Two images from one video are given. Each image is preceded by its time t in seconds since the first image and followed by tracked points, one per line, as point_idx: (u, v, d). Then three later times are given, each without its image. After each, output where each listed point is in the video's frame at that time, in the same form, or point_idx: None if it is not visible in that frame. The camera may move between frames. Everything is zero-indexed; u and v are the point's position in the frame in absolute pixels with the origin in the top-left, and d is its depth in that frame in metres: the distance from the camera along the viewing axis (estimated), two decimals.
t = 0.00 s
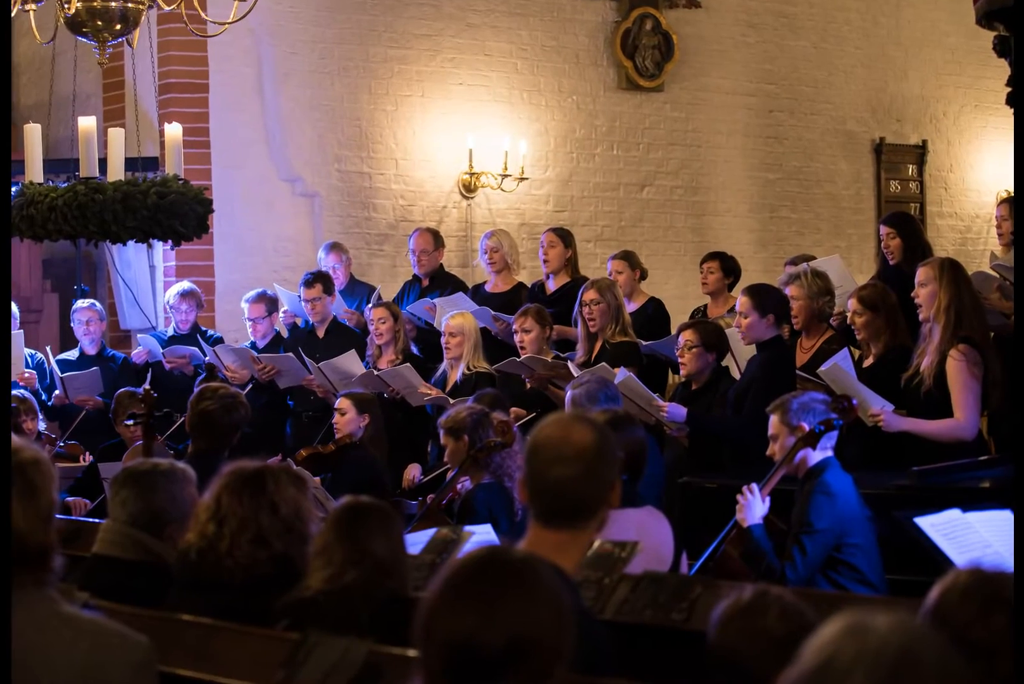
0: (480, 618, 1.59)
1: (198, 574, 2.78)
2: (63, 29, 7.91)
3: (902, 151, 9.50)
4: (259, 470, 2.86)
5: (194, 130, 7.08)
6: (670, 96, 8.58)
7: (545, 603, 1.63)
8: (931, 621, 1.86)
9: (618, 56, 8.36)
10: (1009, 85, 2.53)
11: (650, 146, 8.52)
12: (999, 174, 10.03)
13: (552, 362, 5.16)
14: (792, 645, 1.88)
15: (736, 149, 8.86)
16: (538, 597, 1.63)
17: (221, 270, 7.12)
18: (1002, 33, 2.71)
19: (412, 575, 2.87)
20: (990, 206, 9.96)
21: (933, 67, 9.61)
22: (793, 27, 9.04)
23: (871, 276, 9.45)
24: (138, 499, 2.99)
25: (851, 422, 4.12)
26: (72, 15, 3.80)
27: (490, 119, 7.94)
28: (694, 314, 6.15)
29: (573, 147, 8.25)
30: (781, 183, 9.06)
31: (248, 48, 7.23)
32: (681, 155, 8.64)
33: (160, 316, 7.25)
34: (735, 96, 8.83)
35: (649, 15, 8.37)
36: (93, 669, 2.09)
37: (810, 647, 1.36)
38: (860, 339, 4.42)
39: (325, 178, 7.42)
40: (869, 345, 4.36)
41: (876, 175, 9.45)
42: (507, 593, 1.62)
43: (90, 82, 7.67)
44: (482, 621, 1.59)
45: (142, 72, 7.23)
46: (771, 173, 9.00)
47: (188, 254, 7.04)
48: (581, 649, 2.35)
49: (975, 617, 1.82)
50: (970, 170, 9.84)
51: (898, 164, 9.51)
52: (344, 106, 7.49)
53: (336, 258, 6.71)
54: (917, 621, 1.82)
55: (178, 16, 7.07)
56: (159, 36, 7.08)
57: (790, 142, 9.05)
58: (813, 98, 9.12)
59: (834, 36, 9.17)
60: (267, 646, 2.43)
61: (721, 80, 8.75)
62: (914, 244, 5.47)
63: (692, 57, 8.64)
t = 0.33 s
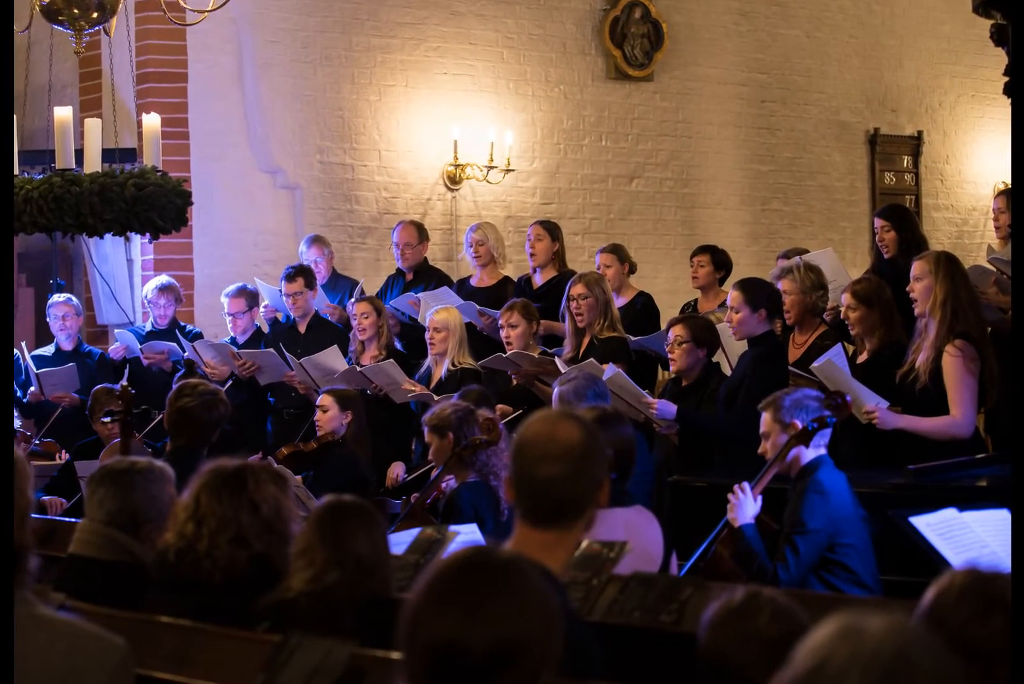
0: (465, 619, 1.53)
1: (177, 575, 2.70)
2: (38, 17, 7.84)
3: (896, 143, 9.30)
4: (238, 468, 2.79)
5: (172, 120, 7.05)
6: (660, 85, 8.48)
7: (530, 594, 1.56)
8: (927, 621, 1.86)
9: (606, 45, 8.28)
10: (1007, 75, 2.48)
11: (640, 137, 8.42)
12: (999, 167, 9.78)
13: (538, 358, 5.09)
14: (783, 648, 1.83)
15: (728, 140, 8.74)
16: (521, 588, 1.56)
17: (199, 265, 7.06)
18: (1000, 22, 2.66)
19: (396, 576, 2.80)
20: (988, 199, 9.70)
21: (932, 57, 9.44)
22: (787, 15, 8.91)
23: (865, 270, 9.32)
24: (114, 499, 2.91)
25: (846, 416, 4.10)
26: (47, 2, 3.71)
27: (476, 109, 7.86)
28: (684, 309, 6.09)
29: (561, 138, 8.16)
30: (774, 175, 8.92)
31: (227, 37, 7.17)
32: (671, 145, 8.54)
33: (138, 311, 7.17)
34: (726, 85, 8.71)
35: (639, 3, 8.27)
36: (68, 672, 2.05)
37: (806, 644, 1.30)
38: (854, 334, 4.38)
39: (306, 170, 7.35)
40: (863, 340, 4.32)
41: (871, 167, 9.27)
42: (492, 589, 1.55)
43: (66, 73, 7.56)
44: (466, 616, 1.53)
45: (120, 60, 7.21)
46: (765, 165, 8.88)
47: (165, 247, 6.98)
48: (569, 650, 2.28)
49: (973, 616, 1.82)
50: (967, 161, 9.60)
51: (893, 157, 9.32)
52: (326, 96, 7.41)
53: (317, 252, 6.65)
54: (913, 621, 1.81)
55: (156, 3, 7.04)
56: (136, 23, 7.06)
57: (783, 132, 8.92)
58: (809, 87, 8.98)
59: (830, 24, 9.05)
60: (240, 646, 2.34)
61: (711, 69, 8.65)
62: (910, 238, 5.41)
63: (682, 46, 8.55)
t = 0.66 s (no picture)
0: (446, 620, 1.51)
1: (151, 575, 2.62)
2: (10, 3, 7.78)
3: (889, 132, 9.18)
4: (215, 467, 2.70)
5: (145, 109, 6.98)
6: (647, 73, 8.38)
7: (516, 597, 1.55)
8: (922, 624, 1.84)
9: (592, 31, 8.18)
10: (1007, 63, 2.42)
11: (626, 126, 8.32)
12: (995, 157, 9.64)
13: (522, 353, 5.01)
14: (774, 654, 1.79)
15: (716, 130, 8.65)
16: (507, 590, 1.55)
17: (173, 258, 6.98)
18: (998, 9, 2.59)
19: (376, 577, 2.72)
20: (984, 190, 9.57)
21: (926, 44, 9.33)
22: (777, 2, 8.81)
23: (857, 261, 9.21)
24: (86, 498, 2.82)
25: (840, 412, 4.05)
26: None
27: (458, 97, 7.76)
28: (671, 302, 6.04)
29: (545, 127, 8.06)
30: (764, 165, 8.83)
31: (202, 24, 7.08)
32: (658, 135, 8.45)
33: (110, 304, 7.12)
34: (715, 73, 8.62)
35: None
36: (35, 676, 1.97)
37: (796, 647, 1.30)
38: (847, 329, 4.32)
39: (284, 160, 7.27)
40: (855, 336, 4.25)
41: (864, 155, 9.16)
42: (478, 589, 1.54)
43: (39, 61, 7.42)
44: (448, 615, 1.52)
45: (92, 47, 7.10)
46: (754, 155, 8.81)
47: (139, 239, 6.89)
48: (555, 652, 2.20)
49: (968, 620, 1.80)
50: (962, 151, 9.49)
51: (885, 145, 9.20)
52: (304, 84, 7.32)
53: (295, 244, 6.54)
54: (906, 623, 1.79)
55: None
56: (110, 9, 6.96)
57: (773, 120, 8.84)
58: (800, 73, 8.87)
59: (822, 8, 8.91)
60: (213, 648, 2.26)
61: (699, 56, 8.55)
62: (904, 228, 5.32)
63: (670, 33, 8.44)
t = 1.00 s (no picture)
0: (429, 623, 1.53)
1: (122, 576, 2.51)
2: None
3: (881, 121, 9.02)
4: (188, 465, 2.63)
5: (118, 97, 6.91)
6: (633, 59, 8.24)
7: (497, 598, 1.55)
8: (916, 626, 1.78)
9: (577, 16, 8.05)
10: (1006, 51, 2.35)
11: (612, 114, 8.18)
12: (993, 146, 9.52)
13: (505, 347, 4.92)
14: (764, 655, 1.76)
15: (705, 118, 8.50)
16: (489, 590, 1.55)
17: (146, 250, 6.93)
18: None
19: (355, 578, 2.64)
20: (980, 180, 9.45)
21: (920, 29, 9.20)
22: None
23: (849, 253, 9.06)
24: (55, 498, 2.74)
25: (832, 409, 4.00)
26: None
27: (439, 84, 7.63)
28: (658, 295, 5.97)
29: (529, 115, 7.92)
30: (753, 154, 8.66)
31: (176, 9, 7.00)
32: (644, 123, 8.30)
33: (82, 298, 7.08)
34: (703, 60, 8.48)
35: None
36: None
37: (787, 651, 1.32)
38: (839, 323, 4.26)
39: (260, 149, 7.17)
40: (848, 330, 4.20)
41: (856, 145, 8.99)
42: (455, 592, 1.54)
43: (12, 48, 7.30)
44: (429, 618, 1.53)
45: (63, 33, 7.03)
46: (744, 144, 8.64)
47: (110, 230, 6.85)
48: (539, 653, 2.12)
49: (963, 621, 1.75)
50: (958, 139, 9.36)
51: (879, 134, 9.05)
52: (280, 71, 7.22)
53: (271, 235, 6.48)
54: (900, 626, 1.74)
55: None
56: None
57: (764, 109, 8.67)
58: (790, 61, 8.74)
59: None
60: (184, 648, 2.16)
61: (687, 42, 8.42)
62: (897, 219, 5.22)
63: (656, 19, 8.29)
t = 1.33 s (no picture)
0: (408, 624, 1.47)
1: (92, 576, 2.41)
2: None
3: (874, 108, 8.85)
4: (159, 462, 2.55)
5: (87, 82, 6.93)
6: (619, 45, 8.08)
7: (478, 599, 1.48)
8: (909, 628, 1.72)
9: None
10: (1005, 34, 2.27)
11: (597, 101, 8.03)
12: (988, 134, 9.34)
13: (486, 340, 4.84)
14: (753, 659, 1.69)
15: (693, 104, 8.34)
16: (468, 591, 1.49)
17: (116, 240, 6.94)
18: None
19: (332, 579, 2.57)
20: (975, 169, 9.28)
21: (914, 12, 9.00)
22: None
23: (841, 243, 8.89)
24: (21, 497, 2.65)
25: (825, 404, 3.90)
26: None
27: (419, 71, 7.51)
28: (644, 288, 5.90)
29: (511, 103, 7.78)
30: (742, 142, 8.50)
31: None
32: (630, 110, 8.15)
33: (52, 292, 7.05)
34: (692, 45, 8.32)
35: None
36: None
37: (776, 654, 1.27)
38: (830, 317, 4.21)
39: (234, 138, 7.11)
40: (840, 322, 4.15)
41: (849, 133, 8.82)
42: (435, 593, 1.49)
43: None
44: (409, 624, 1.46)
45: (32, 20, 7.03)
46: (732, 132, 8.48)
47: (79, 220, 6.85)
48: (522, 654, 2.05)
49: (959, 622, 1.69)
50: (953, 127, 9.16)
51: (872, 122, 8.88)
52: (254, 57, 7.14)
53: (245, 225, 6.43)
54: (894, 629, 1.68)
55: None
56: None
57: (752, 96, 8.50)
58: (779, 46, 8.56)
59: None
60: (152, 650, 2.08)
61: (674, 27, 8.25)
62: (889, 208, 5.11)
63: (642, 4, 8.13)
